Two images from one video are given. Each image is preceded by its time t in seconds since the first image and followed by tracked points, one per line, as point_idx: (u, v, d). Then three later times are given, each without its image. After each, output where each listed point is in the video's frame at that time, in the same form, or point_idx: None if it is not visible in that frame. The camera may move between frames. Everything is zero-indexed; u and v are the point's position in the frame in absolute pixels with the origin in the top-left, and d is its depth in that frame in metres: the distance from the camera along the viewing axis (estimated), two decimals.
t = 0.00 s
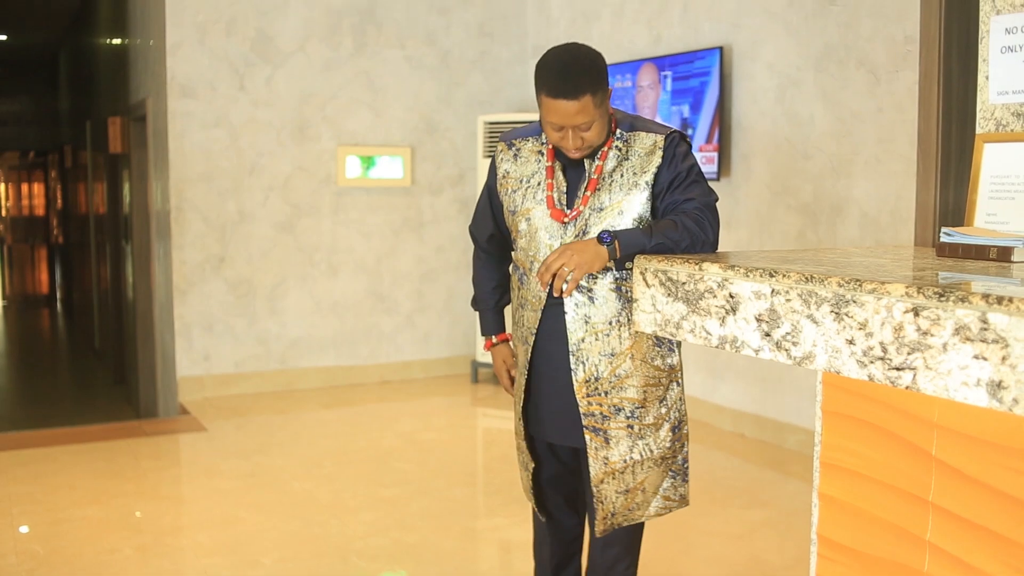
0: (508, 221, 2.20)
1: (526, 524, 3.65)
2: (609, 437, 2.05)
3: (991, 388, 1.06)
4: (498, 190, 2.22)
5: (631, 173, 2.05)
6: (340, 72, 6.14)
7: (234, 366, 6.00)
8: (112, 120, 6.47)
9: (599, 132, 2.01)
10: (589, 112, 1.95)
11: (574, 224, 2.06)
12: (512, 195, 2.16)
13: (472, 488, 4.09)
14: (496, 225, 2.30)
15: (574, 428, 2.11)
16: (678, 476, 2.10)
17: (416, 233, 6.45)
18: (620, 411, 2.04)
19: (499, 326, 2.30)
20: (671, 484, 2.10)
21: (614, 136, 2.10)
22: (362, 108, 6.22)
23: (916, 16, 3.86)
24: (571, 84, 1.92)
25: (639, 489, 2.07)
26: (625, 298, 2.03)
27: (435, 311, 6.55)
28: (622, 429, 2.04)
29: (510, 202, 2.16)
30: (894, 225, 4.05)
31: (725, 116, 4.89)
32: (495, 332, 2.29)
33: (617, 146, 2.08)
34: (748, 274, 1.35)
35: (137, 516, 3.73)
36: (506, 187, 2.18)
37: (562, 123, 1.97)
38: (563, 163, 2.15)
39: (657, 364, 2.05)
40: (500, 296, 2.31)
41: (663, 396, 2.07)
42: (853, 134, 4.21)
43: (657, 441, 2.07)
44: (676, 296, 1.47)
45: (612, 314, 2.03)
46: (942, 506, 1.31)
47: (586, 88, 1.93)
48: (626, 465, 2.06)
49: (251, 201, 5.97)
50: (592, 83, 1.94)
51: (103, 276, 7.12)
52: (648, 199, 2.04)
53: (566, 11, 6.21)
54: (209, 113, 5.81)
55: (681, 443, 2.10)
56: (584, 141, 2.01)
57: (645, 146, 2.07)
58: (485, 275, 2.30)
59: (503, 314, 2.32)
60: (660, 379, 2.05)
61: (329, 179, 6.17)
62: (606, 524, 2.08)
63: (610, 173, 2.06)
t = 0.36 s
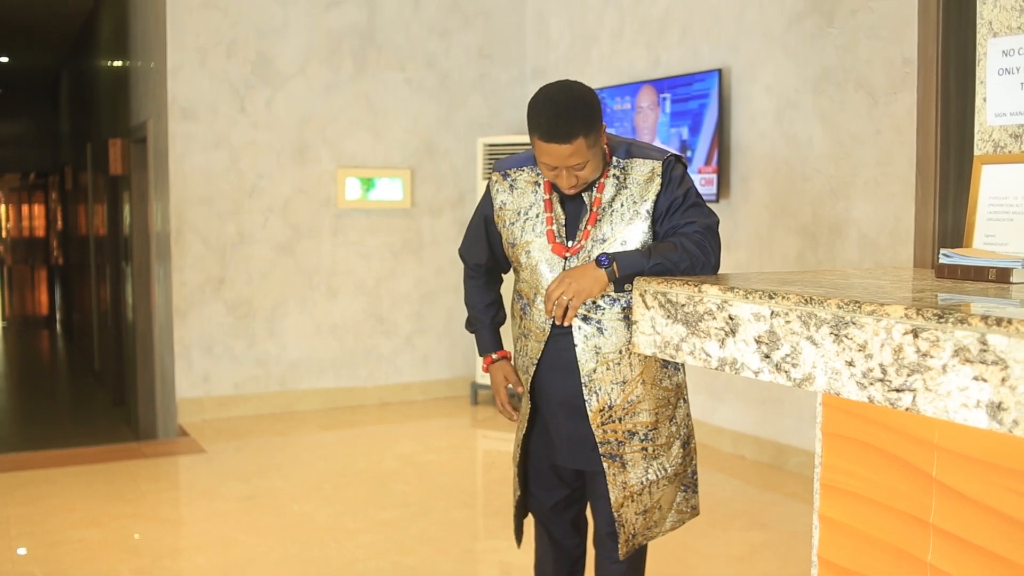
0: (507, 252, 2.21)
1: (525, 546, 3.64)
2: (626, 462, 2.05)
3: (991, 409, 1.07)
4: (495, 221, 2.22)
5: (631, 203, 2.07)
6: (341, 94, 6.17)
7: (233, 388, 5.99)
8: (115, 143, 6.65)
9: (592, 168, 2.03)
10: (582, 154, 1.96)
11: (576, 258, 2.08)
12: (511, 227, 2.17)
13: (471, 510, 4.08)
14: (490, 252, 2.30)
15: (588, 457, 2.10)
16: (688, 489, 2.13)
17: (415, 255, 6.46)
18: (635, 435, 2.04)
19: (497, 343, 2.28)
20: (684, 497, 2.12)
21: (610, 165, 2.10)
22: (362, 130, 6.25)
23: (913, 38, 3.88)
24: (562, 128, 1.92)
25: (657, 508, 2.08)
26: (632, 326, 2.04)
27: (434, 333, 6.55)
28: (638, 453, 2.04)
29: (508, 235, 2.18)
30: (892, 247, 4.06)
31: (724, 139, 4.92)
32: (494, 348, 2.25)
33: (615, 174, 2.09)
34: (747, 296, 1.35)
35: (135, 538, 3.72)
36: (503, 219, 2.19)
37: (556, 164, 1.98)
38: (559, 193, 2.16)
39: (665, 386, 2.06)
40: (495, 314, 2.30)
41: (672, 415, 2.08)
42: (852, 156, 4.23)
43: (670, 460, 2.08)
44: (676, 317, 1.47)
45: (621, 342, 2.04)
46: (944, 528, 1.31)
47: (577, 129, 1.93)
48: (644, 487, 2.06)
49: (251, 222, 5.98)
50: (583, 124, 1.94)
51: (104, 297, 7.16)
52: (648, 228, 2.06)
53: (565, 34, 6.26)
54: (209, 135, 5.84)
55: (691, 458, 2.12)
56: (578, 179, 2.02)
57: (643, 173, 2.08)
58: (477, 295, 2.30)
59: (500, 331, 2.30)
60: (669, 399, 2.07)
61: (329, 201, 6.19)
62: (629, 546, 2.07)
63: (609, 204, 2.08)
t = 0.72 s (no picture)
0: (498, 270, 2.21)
1: (521, 561, 3.63)
2: (620, 477, 2.05)
3: (986, 424, 1.07)
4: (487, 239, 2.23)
5: (621, 219, 2.08)
6: (337, 109, 6.18)
7: (228, 402, 5.97)
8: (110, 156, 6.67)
9: (575, 186, 2.03)
10: (562, 174, 1.96)
11: (566, 275, 2.09)
12: (503, 244, 2.18)
13: (467, 525, 4.07)
14: (477, 269, 2.29)
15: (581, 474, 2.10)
16: (685, 503, 2.13)
17: (411, 269, 6.46)
18: (629, 449, 2.05)
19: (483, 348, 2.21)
20: (681, 512, 2.13)
21: (598, 182, 2.12)
22: (358, 145, 6.27)
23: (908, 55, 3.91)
24: (540, 150, 1.92)
25: (653, 522, 2.08)
26: (622, 341, 2.05)
27: (430, 348, 6.55)
28: (631, 467, 2.05)
29: (500, 253, 2.18)
30: (887, 262, 4.07)
31: (719, 154, 4.93)
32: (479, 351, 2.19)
33: (604, 191, 2.11)
34: (742, 311, 1.36)
35: (129, 554, 3.70)
36: (496, 236, 2.19)
37: (537, 184, 1.99)
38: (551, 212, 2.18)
39: (657, 400, 2.07)
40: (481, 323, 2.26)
41: (666, 430, 2.09)
42: (846, 171, 4.26)
43: (666, 474, 2.09)
44: (671, 332, 1.48)
45: (612, 358, 2.05)
46: (938, 542, 1.31)
47: (555, 150, 1.93)
48: (638, 502, 2.06)
49: (247, 237, 5.98)
50: (562, 145, 1.94)
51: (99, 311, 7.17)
52: (639, 245, 2.08)
53: (561, 49, 6.28)
54: (205, 150, 5.84)
55: (687, 473, 2.13)
56: (559, 197, 2.03)
57: (633, 190, 2.10)
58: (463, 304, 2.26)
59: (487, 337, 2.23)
60: (663, 414, 2.08)
61: (325, 216, 6.19)
62: (626, 561, 2.07)
63: (599, 222, 2.09)
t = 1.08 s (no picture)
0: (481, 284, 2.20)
1: (507, 568, 3.62)
2: (609, 484, 2.04)
3: (969, 430, 1.07)
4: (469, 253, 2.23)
5: (601, 227, 2.08)
6: (322, 116, 6.17)
7: (212, 410, 5.94)
8: (94, 163, 6.65)
9: (549, 198, 2.03)
10: (535, 187, 1.96)
11: (548, 285, 2.09)
12: (485, 259, 2.17)
13: (453, 533, 4.06)
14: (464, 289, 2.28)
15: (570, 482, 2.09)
16: (677, 507, 2.13)
17: (396, 277, 6.45)
18: (617, 456, 2.04)
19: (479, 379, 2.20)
20: (673, 515, 2.13)
21: (576, 191, 2.12)
22: (342, 152, 6.26)
23: (890, 63, 3.93)
24: (511, 163, 1.92)
25: (644, 528, 2.08)
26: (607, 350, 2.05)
27: (415, 355, 6.54)
28: (620, 474, 2.04)
29: (482, 266, 2.18)
30: (871, 268, 4.09)
31: (703, 161, 4.95)
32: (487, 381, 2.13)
33: (583, 200, 2.11)
34: (727, 317, 1.36)
35: (113, 562, 3.68)
36: (478, 250, 2.19)
37: (511, 197, 1.99)
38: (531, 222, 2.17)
39: (645, 406, 2.06)
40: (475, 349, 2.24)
41: (655, 435, 2.09)
42: (829, 179, 4.28)
43: (655, 478, 2.08)
44: (656, 339, 1.48)
45: (597, 366, 2.05)
46: (923, 548, 1.31)
47: (527, 163, 1.93)
48: (629, 508, 2.06)
49: (231, 244, 5.96)
50: (534, 158, 1.93)
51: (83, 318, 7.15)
52: (620, 252, 2.07)
53: (545, 57, 6.30)
54: (190, 157, 5.82)
55: (678, 476, 2.13)
56: (535, 209, 2.03)
57: (612, 198, 2.10)
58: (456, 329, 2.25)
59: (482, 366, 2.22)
60: (651, 419, 2.07)
61: (309, 223, 6.18)
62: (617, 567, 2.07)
63: (578, 231, 2.09)
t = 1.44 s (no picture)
0: (493, 291, 2.21)
1: None
2: (621, 492, 2.05)
3: (986, 438, 1.07)
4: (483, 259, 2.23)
5: (614, 233, 2.08)
6: (335, 123, 6.20)
7: (226, 417, 5.97)
8: (110, 172, 6.73)
9: (562, 200, 2.02)
10: (547, 186, 1.96)
11: (560, 291, 2.09)
12: (497, 266, 2.18)
13: (466, 540, 4.06)
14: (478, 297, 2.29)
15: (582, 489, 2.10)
16: (690, 516, 2.13)
17: (409, 284, 6.47)
18: (630, 463, 2.04)
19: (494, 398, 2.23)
20: (686, 525, 2.13)
21: (588, 196, 2.12)
22: (356, 160, 6.28)
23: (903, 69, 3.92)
24: (523, 163, 1.92)
25: (656, 536, 2.08)
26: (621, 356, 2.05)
27: (429, 362, 6.54)
28: (633, 482, 2.04)
29: (495, 273, 2.18)
30: (885, 275, 4.07)
31: (716, 168, 4.94)
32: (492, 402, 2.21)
33: (595, 206, 2.10)
34: (741, 325, 1.36)
35: (127, 568, 3.69)
36: (491, 257, 2.19)
37: (524, 197, 1.98)
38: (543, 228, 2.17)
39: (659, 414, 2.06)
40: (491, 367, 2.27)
41: (669, 443, 2.09)
42: (843, 186, 4.26)
43: (668, 488, 2.08)
44: (669, 347, 1.48)
45: (610, 372, 2.04)
46: (938, 556, 1.30)
47: (539, 161, 1.93)
48: (642, 516, 2.06)
49: (245, 251, 5.98)
50: (545, 156, 1.94)
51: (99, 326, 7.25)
52: (634, 259, 2.08)
53: (557, 64, 6.31)
54: (204, 165, 5.85)
55: (691, 485, 2.13)
56: (549, 212, 2.02)
57: (624, 203, 2.10)
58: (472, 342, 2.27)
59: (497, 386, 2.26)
60: (664, 427, 2.07)
61: (323, 230, 6.20)
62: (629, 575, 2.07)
63: (590, 236, 2.08)
